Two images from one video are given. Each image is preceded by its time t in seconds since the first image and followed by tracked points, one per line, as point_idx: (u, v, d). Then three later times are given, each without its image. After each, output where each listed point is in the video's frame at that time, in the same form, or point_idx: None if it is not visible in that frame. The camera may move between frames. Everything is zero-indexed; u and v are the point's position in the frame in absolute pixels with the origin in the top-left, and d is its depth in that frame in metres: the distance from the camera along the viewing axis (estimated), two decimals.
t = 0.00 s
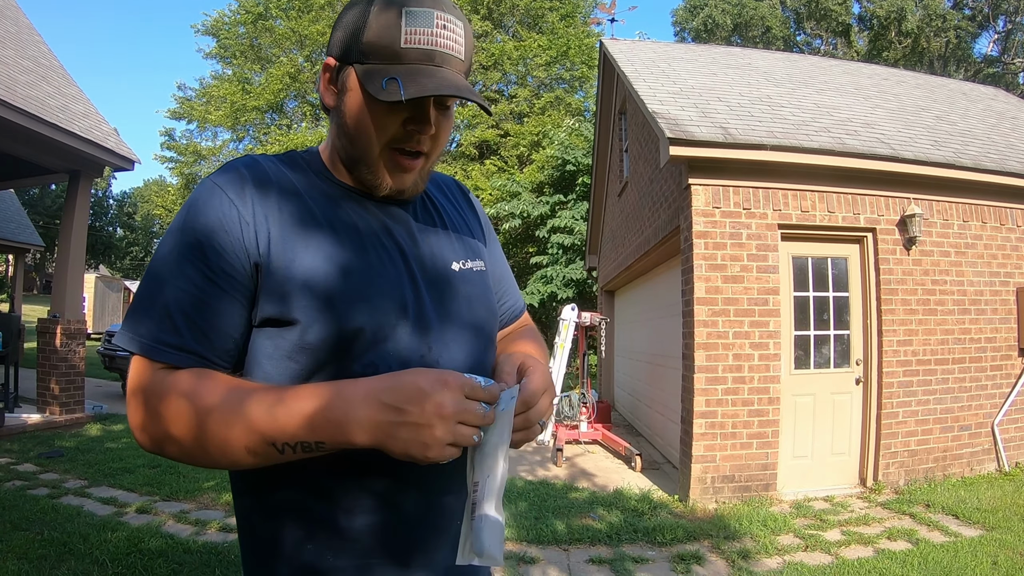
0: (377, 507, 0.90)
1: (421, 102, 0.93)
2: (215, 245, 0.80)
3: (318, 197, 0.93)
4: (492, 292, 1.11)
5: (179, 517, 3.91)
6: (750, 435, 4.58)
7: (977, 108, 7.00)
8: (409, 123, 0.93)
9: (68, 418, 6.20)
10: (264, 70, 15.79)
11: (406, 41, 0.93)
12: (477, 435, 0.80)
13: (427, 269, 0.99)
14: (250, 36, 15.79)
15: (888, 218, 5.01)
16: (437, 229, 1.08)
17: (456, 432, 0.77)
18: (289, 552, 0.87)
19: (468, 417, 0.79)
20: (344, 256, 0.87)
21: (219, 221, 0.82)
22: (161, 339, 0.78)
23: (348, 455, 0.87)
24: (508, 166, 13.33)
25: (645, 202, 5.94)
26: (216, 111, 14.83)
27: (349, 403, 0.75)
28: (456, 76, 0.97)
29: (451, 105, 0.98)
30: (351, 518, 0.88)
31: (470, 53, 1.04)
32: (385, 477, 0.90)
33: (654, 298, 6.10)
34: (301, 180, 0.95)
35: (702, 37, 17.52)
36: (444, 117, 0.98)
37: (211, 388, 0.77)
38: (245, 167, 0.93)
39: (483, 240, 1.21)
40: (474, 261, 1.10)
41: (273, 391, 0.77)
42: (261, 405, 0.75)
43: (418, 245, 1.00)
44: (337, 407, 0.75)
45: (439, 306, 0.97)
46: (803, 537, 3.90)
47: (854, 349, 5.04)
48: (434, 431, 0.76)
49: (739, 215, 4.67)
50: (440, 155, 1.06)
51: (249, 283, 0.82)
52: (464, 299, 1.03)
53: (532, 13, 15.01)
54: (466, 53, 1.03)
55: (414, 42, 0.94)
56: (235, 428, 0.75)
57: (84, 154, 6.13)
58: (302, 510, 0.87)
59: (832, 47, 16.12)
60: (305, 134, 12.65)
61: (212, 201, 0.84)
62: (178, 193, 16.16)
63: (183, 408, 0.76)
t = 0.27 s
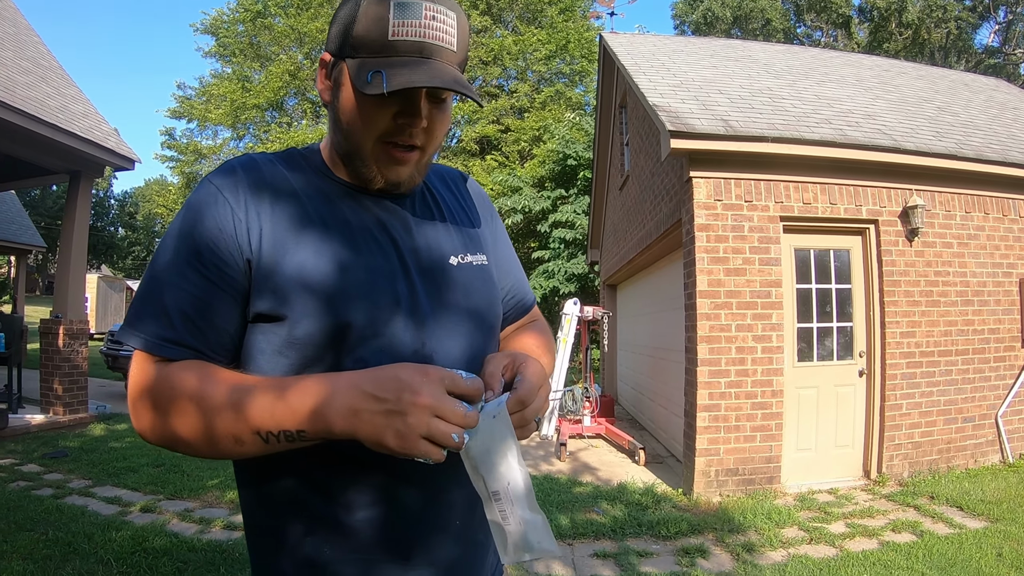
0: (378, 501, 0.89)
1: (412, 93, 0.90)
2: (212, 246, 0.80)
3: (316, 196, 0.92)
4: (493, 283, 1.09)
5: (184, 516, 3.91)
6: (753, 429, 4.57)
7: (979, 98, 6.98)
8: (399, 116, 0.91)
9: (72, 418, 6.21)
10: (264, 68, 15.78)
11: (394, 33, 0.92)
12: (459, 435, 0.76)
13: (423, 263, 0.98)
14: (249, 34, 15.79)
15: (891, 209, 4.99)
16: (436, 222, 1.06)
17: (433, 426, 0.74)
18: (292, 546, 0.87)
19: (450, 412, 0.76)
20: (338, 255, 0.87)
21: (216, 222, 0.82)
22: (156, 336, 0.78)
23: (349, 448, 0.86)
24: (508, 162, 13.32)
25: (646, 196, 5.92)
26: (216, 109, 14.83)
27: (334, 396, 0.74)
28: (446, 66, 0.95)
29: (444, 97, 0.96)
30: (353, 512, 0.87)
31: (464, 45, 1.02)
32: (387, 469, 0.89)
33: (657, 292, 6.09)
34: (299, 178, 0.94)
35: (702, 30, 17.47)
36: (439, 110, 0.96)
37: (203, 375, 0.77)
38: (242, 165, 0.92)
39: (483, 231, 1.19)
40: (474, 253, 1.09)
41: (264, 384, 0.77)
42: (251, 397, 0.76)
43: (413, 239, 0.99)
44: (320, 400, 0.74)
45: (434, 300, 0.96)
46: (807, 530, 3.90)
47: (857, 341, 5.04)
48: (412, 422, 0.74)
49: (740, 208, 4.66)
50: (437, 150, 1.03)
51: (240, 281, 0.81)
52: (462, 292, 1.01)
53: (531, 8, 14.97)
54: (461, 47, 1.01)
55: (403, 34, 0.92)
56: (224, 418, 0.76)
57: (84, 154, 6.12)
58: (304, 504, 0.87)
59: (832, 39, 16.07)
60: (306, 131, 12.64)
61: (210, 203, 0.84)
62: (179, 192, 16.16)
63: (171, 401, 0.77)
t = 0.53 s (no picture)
0: (389, 499, 0.89)
1: (407, 77, 0.95)
2: (237, 266, 0.82)
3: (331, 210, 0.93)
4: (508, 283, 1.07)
5: (188, 515, 3.92)
6: (757, 425, 4.58)
7: (980, 94, 6.98)
8: (399, 98, 0.95)
9: (76, 419, 6.23)
10: (265, 68, 15.79)
11: (394, 20, 0.95)
12: (452, 431, 0.77)
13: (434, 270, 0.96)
14: (250, 34, 15.82)
15: (892, 206, 4.99)
16: (449, 224, 1.05)
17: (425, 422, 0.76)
18: (307, 544, 0.89)
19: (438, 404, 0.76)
20: (350, 271, 0.88)
21: (235, 243, 0.83)
22: (186, 332, 0.81)
23: (362, 445, 0.87)
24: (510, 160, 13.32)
25: (648, 193, 5.92)
26: (218, 110, 14.86)
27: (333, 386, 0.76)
28: (446, 52, 0.95)
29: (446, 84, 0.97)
30: (363, 510, 0.88)
31: (475, 39, 1.02)
32: (398, 465, 0.89)
33: (659, 289, 6.10)
34: (316, 191, 0.94)
35: (703, 27, 17.46)
36: (442, 99, 0.98)
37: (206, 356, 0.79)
38: (270, 174, 0.94)
39: (504, 227, 1.16)
40: (489, 254, 1.07)
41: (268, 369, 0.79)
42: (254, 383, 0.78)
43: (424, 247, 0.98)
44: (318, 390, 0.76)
45: (444, 308, 0.95)
46: (810, 526, 3.90)
47: (859, 338, 5.05)
48: (407, 418, 0.75)
49: (742, 205, 4.66)
50: (448, 144, 1.04)
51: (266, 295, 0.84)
52: (471, 295, 1.00)
53: (532, 6, 14.95)
54: (473, 43, 1.02)
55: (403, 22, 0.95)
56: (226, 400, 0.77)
57: (86, 155, 6.13)
58: (319, 505, 0.88)
59: (833, 35, 16.07)
60: (307, 131, 12.65)
61: (229, 222, 0.86)
62: (182, 192, 16.19)
63: (182, 386, 0.79)
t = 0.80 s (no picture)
0: (398, 506, 0.96)
1: (447, 94, 1.05)
2: (259, 306, 0.90)
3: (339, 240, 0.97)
4: (514, 285, 1.04)
5: (192, 515, 3.93)
6: (759, 425, 4.58)
7: (983, 92, 6.96)
8: (443, 114, 1.05)
9: (79, 419, 6.23)
10: (266, 67, 15.78)
11: (434, 43, 1.04)
12: (479, 403, 0.82)
13: (435, 283, 0.97)
14: (251, 34, 15.81)
15: (895, 205, 4.98)
16: (454, 231, 1.04)
17: (454, 395, 0.81)
18: (336, 543, 0.99)
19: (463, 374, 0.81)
20: (358, 300, 0.94)
21: (257, 285, 0.92)
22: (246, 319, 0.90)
23: (375, 456, 0.96)
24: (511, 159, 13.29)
25: (650, 192, 5.92)
26: (219, 109, 14.85)
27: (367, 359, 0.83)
28: (483, 70, 1.04)
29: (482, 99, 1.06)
30: (376, 518, 0.97)
31: (509, 55, 1.10)
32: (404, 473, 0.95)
33: (661, 288, 6.10)
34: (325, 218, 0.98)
35: (704, 26, 17.41)
36: (482, 113, 1.07)
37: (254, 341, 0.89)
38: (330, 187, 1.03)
39: (515, 223, 1.12)
40: (494, 257, 1.05)
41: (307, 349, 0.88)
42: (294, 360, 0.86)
43: (425, 258, 0.98)
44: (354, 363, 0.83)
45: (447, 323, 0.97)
46: (813, 526, 3.90)
47: (863, 336, 5.03)
48: (438, 390, 0.81)
49: (745, 204, 4.66)
50: (492, 154, 1.13)
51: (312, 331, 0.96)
52: (473, 304, 0.99)
53: (533, 5, 14.91)
54: (508, 59, 1.10)
55: (443, 45, 1.04)
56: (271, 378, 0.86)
57: (88, 155, 6.14)
58: (344, 508, 0.98)
59: (835, 33, 16.03)
60: (309, 130, 12.64)
61: (255, 268, 0.95)
62: (183, 192, 16.18)
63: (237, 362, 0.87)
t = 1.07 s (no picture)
0: (408, 517, 1.02)
1: (498, 126, 1.07)
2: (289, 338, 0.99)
3: (353, 269, 1.02)
4: (516, 297, 1.05)
5: (192, 516, 3.93)
6: (760, 427, 4.57)
7: (985, 94, 6.95)
8: (494, 145, 1.08)
9: (79, 419, 6.23)
10: (268, 68, 15.78)
11: (483, 79, 1.08)
12: (495, 388, 0.88)
13: (442, 304, 1.00)
14: (253, 34, 15.82)
15: (896, 207, 4.98)
16: (457, 246, 1.05)
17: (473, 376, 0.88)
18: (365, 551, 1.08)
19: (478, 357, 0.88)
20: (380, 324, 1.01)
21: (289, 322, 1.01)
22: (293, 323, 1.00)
23: (388, 471, 1.02)
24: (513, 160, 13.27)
25: (651, 194, 5.92)
26: (221, 109, 14.84)
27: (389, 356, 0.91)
28: (531, 106, 1.08)
29: (529, 129, 1.09)
30: (390, 529, 1.02)
31: (550, 85, 1.14)
32: (412, 489, 1.01)
33: (662, 290, 6.10)
34: (334, 251, 1.02)
35: (706, 27, 17.39)
36: (529, 143, 1.11)
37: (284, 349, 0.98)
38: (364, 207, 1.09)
39: (518, 230, 1.11)
40: (497, 270, 1.05)
41: (324, 358, 0.95)
42: (317, 367, 0.95)
43: (429, 280, 1.01)
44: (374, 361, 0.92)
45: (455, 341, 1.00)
46: (814, 528, 3.89)
47: (864, 339, 5.02)
48: (458, 374, 0.87)
49: (746, 205, 4.65)
50: (535, 178, 1.17)
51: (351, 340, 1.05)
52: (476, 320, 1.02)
53: (535, 5, 14.90)
54: (549, 90, 1.14)
55: (494, 80, 1.07)
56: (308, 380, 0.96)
57: (90, 155, 6.14)
58: (367, 521, 1.06)
59: (837, 35, 16.00)
60: (310, 130, 12.64)
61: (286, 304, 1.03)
62: (184, 192, 16.17)
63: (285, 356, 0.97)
